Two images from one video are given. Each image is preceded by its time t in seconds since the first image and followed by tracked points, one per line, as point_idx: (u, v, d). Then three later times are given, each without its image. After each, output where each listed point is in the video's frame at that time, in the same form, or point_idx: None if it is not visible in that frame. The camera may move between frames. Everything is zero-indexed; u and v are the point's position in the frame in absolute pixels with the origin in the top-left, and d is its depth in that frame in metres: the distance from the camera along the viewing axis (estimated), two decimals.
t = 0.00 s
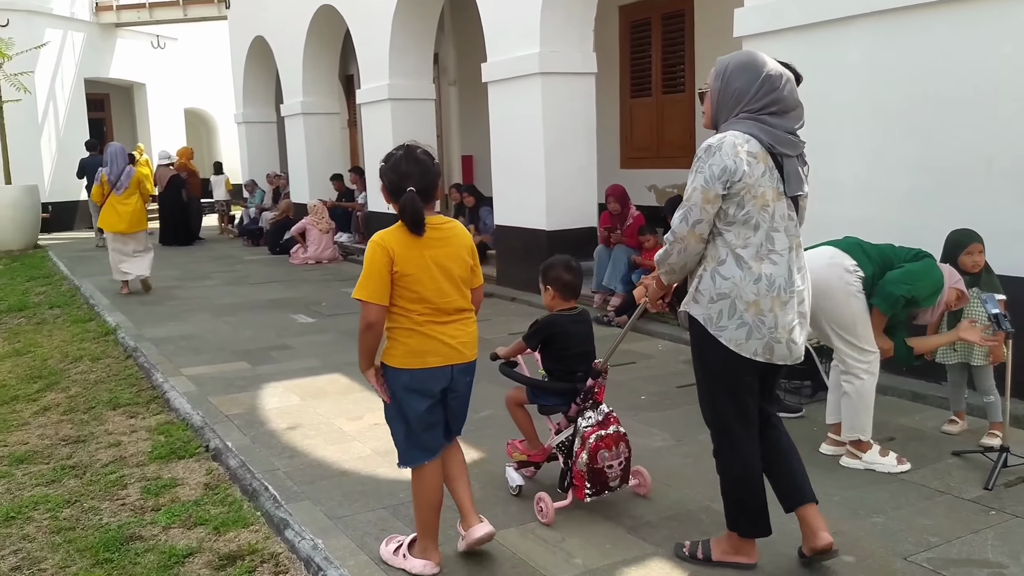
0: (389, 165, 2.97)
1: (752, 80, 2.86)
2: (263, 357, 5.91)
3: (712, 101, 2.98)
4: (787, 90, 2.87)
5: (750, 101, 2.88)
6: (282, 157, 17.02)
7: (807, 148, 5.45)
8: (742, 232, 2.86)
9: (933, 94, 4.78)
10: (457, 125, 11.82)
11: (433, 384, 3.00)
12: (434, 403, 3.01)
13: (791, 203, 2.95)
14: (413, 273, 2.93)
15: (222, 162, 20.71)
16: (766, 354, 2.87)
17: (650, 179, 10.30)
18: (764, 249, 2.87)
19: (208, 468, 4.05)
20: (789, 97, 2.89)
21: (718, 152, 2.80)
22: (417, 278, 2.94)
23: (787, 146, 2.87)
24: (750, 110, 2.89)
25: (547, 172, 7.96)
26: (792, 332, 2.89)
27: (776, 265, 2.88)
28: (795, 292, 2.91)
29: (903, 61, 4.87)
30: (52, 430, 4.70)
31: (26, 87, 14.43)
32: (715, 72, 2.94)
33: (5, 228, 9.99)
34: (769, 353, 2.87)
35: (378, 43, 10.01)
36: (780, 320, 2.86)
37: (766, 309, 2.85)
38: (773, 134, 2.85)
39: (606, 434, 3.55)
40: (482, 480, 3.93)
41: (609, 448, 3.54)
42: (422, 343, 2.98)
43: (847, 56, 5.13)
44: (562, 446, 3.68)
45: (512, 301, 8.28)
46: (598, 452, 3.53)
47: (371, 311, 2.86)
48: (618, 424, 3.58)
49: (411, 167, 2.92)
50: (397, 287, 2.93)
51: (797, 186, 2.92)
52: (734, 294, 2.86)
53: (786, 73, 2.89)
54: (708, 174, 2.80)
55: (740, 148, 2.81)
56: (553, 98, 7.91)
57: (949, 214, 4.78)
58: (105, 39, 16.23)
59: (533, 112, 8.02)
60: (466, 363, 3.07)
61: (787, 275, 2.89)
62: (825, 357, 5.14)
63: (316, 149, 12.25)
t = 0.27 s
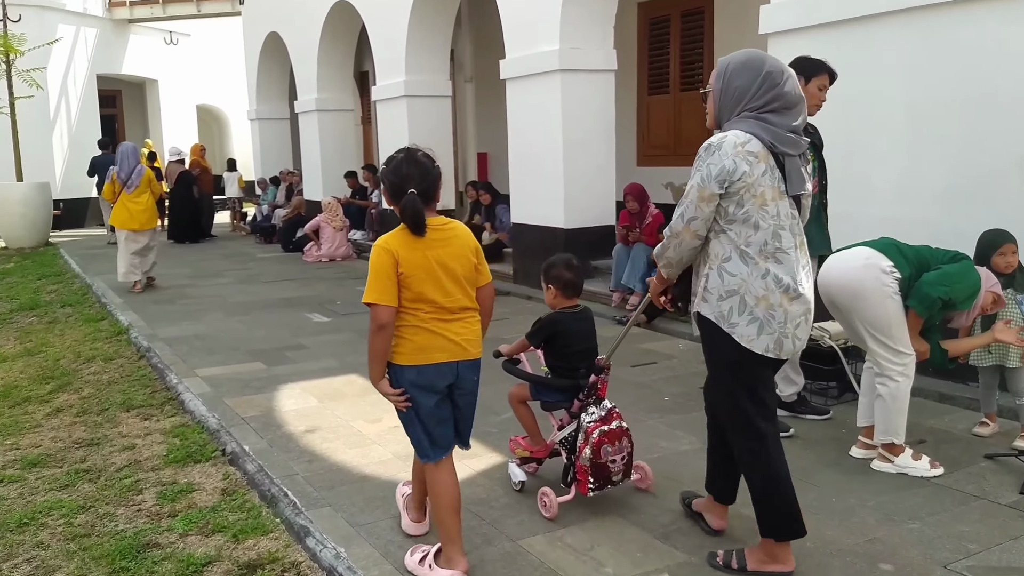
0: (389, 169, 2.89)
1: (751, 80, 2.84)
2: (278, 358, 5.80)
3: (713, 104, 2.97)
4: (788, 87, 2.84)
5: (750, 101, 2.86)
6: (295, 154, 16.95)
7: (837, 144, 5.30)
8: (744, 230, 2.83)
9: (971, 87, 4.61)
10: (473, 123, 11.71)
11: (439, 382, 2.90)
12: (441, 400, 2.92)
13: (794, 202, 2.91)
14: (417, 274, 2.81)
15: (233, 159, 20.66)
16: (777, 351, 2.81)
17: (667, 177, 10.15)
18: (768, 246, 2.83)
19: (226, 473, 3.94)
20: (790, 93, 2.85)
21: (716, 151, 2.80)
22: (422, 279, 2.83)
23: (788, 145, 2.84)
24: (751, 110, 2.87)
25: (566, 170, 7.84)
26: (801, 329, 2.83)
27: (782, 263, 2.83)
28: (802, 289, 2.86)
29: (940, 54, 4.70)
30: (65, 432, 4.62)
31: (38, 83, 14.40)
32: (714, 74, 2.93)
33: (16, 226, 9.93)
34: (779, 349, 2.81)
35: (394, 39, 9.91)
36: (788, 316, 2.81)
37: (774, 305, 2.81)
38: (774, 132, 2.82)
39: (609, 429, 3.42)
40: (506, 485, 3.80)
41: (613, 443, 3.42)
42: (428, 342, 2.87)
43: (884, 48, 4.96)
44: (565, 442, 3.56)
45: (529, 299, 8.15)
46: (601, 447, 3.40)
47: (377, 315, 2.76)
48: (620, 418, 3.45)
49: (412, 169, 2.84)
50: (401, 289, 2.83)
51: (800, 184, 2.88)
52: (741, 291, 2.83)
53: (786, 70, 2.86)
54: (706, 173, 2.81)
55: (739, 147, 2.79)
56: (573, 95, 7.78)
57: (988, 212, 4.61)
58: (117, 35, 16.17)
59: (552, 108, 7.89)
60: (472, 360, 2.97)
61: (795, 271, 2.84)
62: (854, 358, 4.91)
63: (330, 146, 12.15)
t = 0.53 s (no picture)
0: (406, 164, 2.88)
1: (745, 81, 2.75)
2: (294, 358, 5.69)
3: (710, 106, 2.89)
4: (783, 86, 2.73)
5: (746, 103, 2.77)
6: (309, 152, 16.87)
7: (868, 140, 5.13)
8: (743, 230, 2.73)
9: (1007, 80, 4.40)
10: (489, 119, 11.60)
11: (430, 377, 2.93)
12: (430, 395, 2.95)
13: (792, 203, 2.81)
14: (418, 267, 2.84)
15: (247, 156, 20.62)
16: (778, 349, 2.70)
17: (687, 174, 9.98)
18: (768, 246, 2.73)
19: (241, 478, 3.83)
20: (786, 92, 2.74)
21: (716, 151, 2.71)
22: (420, 273, 2.85)
23: (786, 146, 2.75)
24: (747, 111, 2.78)
25: (584, 167, 7.70)
26: (799, 328, 2.73)
27: (781, 263, 2.73)
28: (802, 289, 2.76)
29: (975, 45, 4.51)
30: (77, 435, 4.54)
31: (52, 78, 14.39)
32: (711, 76, 2.86)
33: (29, 222, 9.88)
34: (780, 348, 2.70)
35: (410, 35, 9.81)
36: (788, 315, 2.70)
37: (775, 304, 2.70)
38: (772, 133, 2.73)
39: (608, 425, 3.33)
40: (529, 491, 3.65)
41: (611, 438, 3.32)
42: (422, 337, 2.90)
43: (913, 41, 4.77)
44: (563, 437, 3.47)
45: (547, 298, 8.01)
46: (600, 443, 3.31)
47: (375, 303, 2.80)
48: (618, 414, 3.36)
49: (430, 166, 2.83)
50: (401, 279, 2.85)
51: (798, 186, 2.79)
52: (742, 289, 2.72)
53: (781, 68, 2.75)
54: (705, 173, 2.71)
55: (738, 147, 2.69)
56: (591, 91, 7.63)
57: None
58: (131, 31, 16.14)
59: (570, 104, 7.76)
60: (467, 354, 3.01)
61: (793, 271, 2.75)
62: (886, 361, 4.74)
63: (344, 143, 12.05)
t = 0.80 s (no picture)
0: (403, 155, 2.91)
1: (725, 71, 2.73)
2: (304, 358, 5.56)
3: (692, 96, 2.87)
4: (760, 74, 2.69)
5: (726, 92, 2.74)
6: (322, 147, 16.78)
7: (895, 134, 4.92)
8: (729, 219, 2.66)
9: None
10: (504, 114, 11.45)
11: (411, 367, 2.94)
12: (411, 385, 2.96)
13: (776, 191, 2.77)
14: (404, 256, 2.88)
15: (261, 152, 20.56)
16: (755, 340, 2.67)
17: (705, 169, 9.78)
18: (752, 235, 2.67)
19: (248, 483, 3.70)
20: (765, 80, 2.70)
21: (702, 139, 2.64)
22: (408, 262, 2.89)
23: (770, 135, 2.71)
24: (728, 100, 2.74)
25: (600, 162, 7.54)
26: (780, 319, 2.69)
27: (765, 253, 2.68)
28: (784, 279, 2.71)
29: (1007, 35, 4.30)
30: (82, 436, 4.43)
31: (65, 73, 14.36)
32: (693, 67, 2.85)
33: (42, 218, 9.84)
34: (758, 339, 2.67)
35: (423, 28, 9.66)
36: (769, 306, 2.66)
37: (757, 294, 2.65)
38: (756, 122, 2.69)
39: (593, 421, 3.35)
40: (546, 500, 3.50)
41: (595, 435, 3.33)
42: (406, 325, 2.92)
43: (942, 32, 4.57)
44: (549, 433, 3.49)
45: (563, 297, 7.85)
46: (584, 439, 3.33)
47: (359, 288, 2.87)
48: (604, 411, 3.38)
49: (425, 157, 2.85)
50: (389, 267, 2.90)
51: (781, 175, 2.75)
52: (725, 279, 2.66)
53: (760, 57, 2.72)
54: (691, 160, 2.65)
55: (724, 135, 2.64)
56: (607, 85, 7.46)
57: None
58: (145, 25, 16.08)
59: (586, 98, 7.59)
60: (454, 348, 2.98)
61: (776, 261, 2.69)
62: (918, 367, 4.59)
63: (358, 138, 11.93)
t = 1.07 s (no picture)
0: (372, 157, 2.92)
1: (709, 65, 2.75)
2: (312, 356, 5.47)
3: (679, 91, 2.90)
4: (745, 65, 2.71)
5: (711, 86, 2.77)
6: (336, 141, 16.72)
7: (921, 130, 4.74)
8: (715, 213, 2.69)
9: None
10: (518, 109, 11.32)
11: (390, 365, 2.92)
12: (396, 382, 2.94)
13: (765, 183, 2.79)
14: (374, 258, 2.87)
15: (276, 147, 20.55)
16: (746, 334, 2.70)
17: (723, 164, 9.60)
18: (739, 228, 2.70)
19: (250, 487, 3.61)
20: (750, 72, 2.72)
21: (686, 133, 2.68)
22: (379, 265, 2.88)
23: (756, 126, 2.74)
24: (713, 94, 2.77)
25: (614, 158, 7.38)
26: (773, 313, 2.71)
27: (753, 245, 2.70)
28: (775, 272, 2.72)
29: None
30: (87, 435, 4.35)
31: (79, 68, 14.36)
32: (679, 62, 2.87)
33: (57, 213, 9.83)
34: (749, 333, 2.70)
35: (435, 21, 9.53)
36: (759, 299, 2.68)
37: (745, 288, 2.68)
38: (742, 114, 2.72)
39: (576, 418, 3.38)
40: (557, 510, 3.37)
41: (578, 431, 3.36)
42: (380, 326, 2.91)
43: (973, 22, 4.37)
44: (534, 429, 3.53)
45: (577, 295, 7.71)
46: (566, 435, 3.36)
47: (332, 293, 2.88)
48: (589, 408, 3.41)
49: (392, 158, 2.86)
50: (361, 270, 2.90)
51: (770, 166, 2.76)
52: (712, 274, 2.68)
53: (745, 48, 2.73)
54: (675, 155, 2.68)
55: (709, 128, 2.67)
56: (621, 79, 7.30)
57: None
58: (159, 20, 16.06)
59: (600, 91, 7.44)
60: (431, 345, 2.94)
61: (766, 254, 2.71)
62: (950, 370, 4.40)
63: (370, 133, 11.83)
